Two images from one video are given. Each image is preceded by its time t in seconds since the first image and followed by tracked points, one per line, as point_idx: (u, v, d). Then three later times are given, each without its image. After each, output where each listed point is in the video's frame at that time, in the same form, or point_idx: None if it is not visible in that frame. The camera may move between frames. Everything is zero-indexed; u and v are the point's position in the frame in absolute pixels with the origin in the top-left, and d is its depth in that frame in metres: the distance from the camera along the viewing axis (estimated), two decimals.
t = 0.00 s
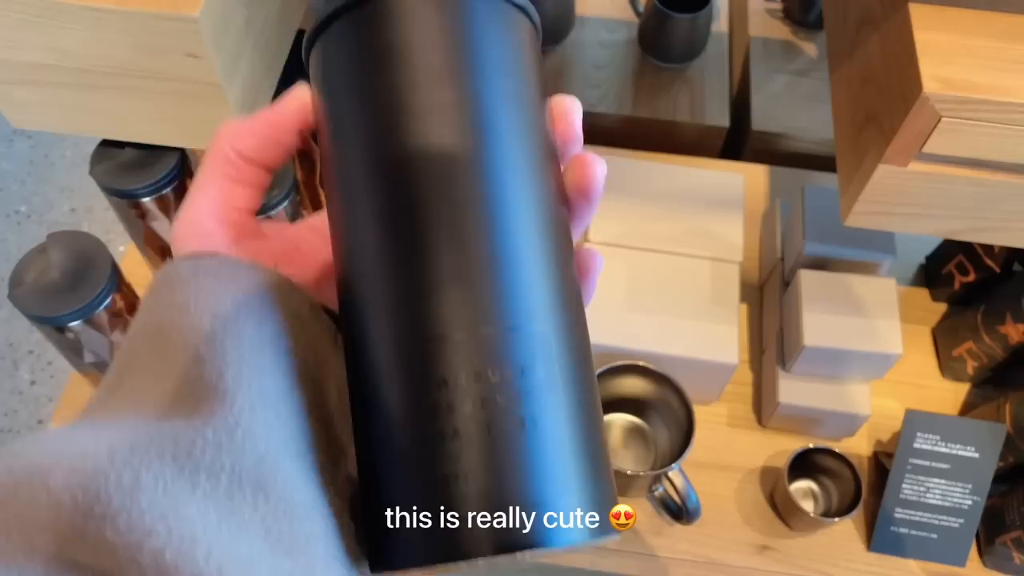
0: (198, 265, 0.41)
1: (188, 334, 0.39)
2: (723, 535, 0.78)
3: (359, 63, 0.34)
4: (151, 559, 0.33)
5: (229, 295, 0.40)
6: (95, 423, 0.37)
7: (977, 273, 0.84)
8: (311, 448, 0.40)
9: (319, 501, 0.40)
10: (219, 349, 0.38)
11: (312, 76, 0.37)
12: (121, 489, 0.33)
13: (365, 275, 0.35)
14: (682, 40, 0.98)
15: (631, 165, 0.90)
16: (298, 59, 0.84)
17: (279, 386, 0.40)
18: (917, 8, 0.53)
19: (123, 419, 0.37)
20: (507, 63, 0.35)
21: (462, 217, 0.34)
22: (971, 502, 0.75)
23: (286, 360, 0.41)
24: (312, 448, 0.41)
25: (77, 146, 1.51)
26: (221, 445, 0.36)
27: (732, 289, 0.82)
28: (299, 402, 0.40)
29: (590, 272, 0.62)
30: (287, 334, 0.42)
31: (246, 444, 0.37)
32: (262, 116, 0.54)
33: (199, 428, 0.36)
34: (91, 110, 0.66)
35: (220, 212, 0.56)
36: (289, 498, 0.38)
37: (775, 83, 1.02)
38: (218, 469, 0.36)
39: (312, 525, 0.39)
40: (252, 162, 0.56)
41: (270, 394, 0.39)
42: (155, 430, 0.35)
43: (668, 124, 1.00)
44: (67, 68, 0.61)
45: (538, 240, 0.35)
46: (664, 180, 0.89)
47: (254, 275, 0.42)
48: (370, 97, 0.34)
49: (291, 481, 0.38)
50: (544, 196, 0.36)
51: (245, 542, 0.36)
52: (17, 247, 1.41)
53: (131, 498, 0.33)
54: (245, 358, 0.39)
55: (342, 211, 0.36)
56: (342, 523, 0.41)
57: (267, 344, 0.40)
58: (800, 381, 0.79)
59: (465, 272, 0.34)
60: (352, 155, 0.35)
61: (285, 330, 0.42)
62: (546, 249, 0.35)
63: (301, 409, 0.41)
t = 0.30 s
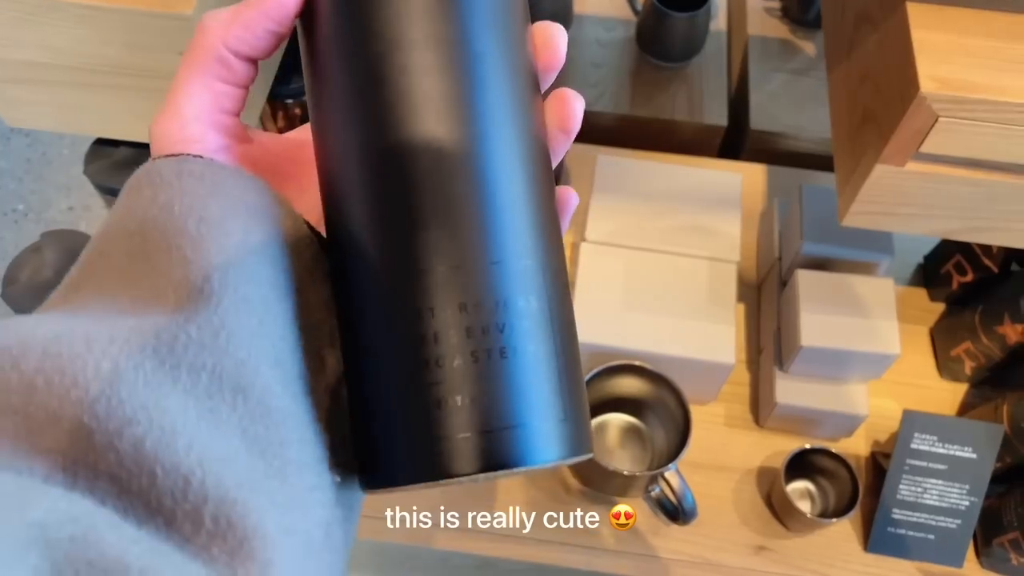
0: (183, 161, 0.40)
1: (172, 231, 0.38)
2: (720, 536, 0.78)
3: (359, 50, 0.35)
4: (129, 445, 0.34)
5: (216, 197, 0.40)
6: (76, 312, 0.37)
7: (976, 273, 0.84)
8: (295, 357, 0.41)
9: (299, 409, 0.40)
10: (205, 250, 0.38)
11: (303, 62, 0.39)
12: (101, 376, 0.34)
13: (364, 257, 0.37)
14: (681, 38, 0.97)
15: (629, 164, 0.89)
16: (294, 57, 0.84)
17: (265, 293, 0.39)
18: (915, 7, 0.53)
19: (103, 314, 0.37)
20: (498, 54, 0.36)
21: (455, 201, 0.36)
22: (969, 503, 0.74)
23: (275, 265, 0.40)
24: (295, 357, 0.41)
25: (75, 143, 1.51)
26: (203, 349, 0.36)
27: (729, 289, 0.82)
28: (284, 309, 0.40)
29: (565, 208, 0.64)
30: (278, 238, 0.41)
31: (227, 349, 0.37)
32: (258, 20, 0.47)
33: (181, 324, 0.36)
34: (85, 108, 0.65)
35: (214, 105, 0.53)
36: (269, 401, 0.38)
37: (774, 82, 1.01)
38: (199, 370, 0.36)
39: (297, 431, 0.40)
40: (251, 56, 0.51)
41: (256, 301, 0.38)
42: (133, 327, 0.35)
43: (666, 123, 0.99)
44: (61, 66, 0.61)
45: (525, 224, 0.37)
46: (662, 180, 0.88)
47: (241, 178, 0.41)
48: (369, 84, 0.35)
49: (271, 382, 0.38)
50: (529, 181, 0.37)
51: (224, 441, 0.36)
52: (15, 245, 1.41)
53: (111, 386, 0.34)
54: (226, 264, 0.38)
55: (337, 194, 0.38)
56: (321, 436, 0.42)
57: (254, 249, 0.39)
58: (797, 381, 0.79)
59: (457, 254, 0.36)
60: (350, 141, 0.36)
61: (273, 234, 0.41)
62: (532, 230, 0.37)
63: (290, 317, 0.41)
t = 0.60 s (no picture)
0: (183, 174, 0.40)
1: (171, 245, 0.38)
2: (718, 537, 0.77)
3: (363, 78, 0.36)
4: (123, 462, 0.33)
5: (215, 211, 0.39)
6: (70, 324, 0.37)
7: (975, 273, 0.84)
8: (290, 375, 0.41)
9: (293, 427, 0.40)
10: (203, 266, 0.38)
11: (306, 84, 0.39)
12: (95, 391, 0.33)
13: (365, 279, 0.38)
14: (679, 38, 0.97)
15: (627, 164, 0.89)
16: (290, 58, 0.83)
17: (264, 309, 0.39)
18: (913, 7, 0.52)
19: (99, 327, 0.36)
20: (499, 82, 0.37)
21: (456, 227, 0.36)
22: (968, 504, 0.74)
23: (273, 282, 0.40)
24: (292, 375, 0.41)
25: (72, 143, 1.51)
26: (201, 363, 0.36)
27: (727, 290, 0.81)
28: (281, 325, 0.40)
29: (566, 233, 0.64)
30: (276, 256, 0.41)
31: (224, 364, 0.37)
32: (261, 38, 0.47)
33: (178, 340, 0.36)
34: (82, 110, 0.65)
35: (213, 117, 0.53)
36: (262, 419, 0.38)
37: (772, 81, 1.01)
38: (195, 385, 0.36)
39: (290, 448, 0.40)
40: (253, 71, 0.50)
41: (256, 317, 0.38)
42: (131, 340, 0.35)
43: (664, 122, 0.99)
44: (56, 68, 0.61)
45: (522, 249, 0.38)
46: (660, 180, 0.88)
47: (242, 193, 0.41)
48: (373, 109, 0.36)
49: (266, 400, 0.38)
50: (527, 207, 0.38)
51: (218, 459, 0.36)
52: (12, 246, 1.40)
53: (107, 400, 0.33)
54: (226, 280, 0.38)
55: (338, 216, 0.38)
56: (315, 453, 0.42)
57: (253, 265, 0.39)
58: (796, 382, 0.79)
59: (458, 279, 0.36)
60: (353, 167, 0.37)
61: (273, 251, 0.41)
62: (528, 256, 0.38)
63: (286, 334, 0.41)
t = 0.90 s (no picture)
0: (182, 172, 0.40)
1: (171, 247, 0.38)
2: (718, 537, 0.77)
3: (366, 83, 0.36)
4: (113, 469, 0.33)
5: (212, 210, 0.39)
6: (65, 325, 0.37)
7: (974, 271, 0.84)
8: (288, 377, 0.40)
9: (294, 427, 0.40)
10: (199, 267, 0.37)
11: (308, 85, 0.39)
12: (85, 396, 0.33)
13: (372, 286, 0.38)
14: (676, 36, 0.97)
15: (626, 164, 0.89)
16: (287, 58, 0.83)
17: (262, 311, 0.39)
18: (910, 6, 0.52)
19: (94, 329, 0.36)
20: (502, 81, 0.37)
21: (462, 231, 0.36)
22: (968, 502, 0.74)
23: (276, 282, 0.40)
24: (291, 376, 0.41)
25: (70, 145, 1.50)
26: (194, 367, 0.36)
27: (726, 289, 0.81)
28: (279, 326, 0.40)
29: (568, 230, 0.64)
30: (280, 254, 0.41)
31: (217, 367, 0.36)
32: (267, 37, 0.46)
33: (170, 344, 0.36)
34: (79, 112, 0.65)
35: (218, 115, 0.52)
36: (257, 424, 0.38)
37: (771, 79, 1.01)
38: (188, 389, 0.36)
39: (287, 450, 0.39)
40: (259, 70, 0.50)
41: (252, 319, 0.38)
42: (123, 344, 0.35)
43: (662, 121, 0.99)
44: (52, 70, 0.61)
45: (529, 241, 0.38)
46: (658, 179, 0.88)
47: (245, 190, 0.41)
48: (377, 114, 0.36)
49: (263, 404, 0.38)
50: (533, 205, 0.38)
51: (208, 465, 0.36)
52: (10, 247, 1.40)
53: (97, 407, 0.33)
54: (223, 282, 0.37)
55: (343, 220, 0.38)
56: (313, 454, 0.42)
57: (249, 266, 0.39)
58: (796, 381, 0.79)
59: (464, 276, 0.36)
60: (358, 173, 0.37)
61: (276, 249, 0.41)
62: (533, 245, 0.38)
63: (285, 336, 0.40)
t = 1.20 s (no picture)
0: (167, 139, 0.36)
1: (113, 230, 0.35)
2: (718, 538, 0.77)
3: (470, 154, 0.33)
4: None
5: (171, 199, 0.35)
6: None
7: (973, 270, 0.84)
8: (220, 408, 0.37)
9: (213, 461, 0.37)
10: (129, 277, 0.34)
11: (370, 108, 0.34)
12: None
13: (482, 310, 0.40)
14: (673, 36, 0.97)
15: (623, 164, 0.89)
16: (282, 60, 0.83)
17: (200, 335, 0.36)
18: (907, 5, 0.52)
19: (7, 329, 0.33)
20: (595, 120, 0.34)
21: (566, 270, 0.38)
22: (968, 502, 0.74)
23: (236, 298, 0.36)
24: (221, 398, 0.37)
25: (67, 147, 1.50)
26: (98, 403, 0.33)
27: (724, 290, 0.81)
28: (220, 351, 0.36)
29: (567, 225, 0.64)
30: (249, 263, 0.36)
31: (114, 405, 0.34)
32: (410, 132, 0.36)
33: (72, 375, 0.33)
34: (75, 116, 0.65)
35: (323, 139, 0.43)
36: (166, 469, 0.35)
37: (769, 78, 1.00)
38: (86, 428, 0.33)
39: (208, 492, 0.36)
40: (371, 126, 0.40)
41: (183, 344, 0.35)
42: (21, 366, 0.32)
43: (659, 121, 0.99)
44: (46, 74, 0.60)
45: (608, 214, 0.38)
46: (656, 179, 0.88)
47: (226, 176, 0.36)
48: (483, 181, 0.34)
49: (159, 443, 0.35)
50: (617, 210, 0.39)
51: (97, 507, 0.33)
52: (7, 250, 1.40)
53: None
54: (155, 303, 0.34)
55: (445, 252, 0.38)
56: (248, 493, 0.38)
57: (188, 275, 0.35)
58: (794, 381, 0.79)
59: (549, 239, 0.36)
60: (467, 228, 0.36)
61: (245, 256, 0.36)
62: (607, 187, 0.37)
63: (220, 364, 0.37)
